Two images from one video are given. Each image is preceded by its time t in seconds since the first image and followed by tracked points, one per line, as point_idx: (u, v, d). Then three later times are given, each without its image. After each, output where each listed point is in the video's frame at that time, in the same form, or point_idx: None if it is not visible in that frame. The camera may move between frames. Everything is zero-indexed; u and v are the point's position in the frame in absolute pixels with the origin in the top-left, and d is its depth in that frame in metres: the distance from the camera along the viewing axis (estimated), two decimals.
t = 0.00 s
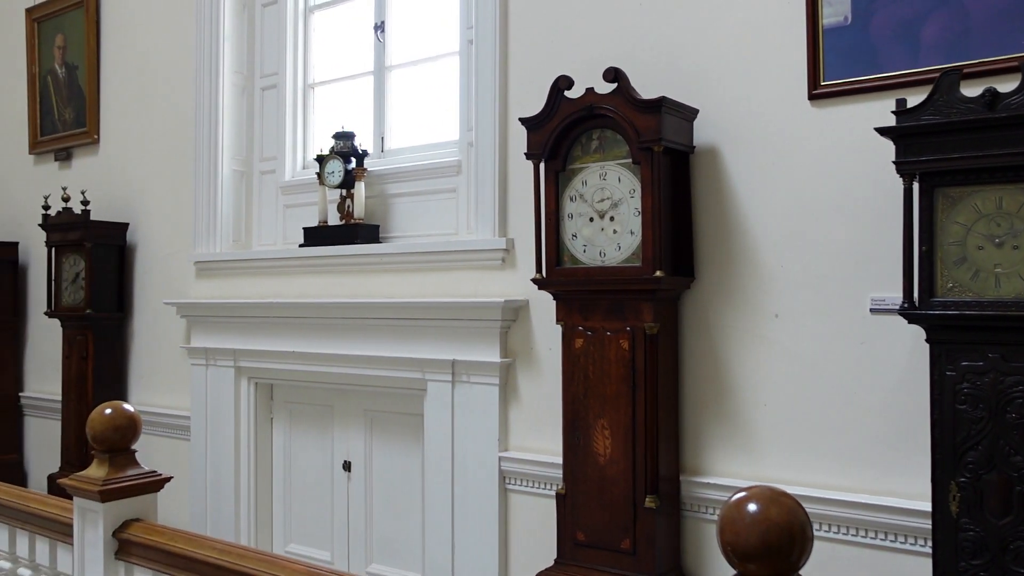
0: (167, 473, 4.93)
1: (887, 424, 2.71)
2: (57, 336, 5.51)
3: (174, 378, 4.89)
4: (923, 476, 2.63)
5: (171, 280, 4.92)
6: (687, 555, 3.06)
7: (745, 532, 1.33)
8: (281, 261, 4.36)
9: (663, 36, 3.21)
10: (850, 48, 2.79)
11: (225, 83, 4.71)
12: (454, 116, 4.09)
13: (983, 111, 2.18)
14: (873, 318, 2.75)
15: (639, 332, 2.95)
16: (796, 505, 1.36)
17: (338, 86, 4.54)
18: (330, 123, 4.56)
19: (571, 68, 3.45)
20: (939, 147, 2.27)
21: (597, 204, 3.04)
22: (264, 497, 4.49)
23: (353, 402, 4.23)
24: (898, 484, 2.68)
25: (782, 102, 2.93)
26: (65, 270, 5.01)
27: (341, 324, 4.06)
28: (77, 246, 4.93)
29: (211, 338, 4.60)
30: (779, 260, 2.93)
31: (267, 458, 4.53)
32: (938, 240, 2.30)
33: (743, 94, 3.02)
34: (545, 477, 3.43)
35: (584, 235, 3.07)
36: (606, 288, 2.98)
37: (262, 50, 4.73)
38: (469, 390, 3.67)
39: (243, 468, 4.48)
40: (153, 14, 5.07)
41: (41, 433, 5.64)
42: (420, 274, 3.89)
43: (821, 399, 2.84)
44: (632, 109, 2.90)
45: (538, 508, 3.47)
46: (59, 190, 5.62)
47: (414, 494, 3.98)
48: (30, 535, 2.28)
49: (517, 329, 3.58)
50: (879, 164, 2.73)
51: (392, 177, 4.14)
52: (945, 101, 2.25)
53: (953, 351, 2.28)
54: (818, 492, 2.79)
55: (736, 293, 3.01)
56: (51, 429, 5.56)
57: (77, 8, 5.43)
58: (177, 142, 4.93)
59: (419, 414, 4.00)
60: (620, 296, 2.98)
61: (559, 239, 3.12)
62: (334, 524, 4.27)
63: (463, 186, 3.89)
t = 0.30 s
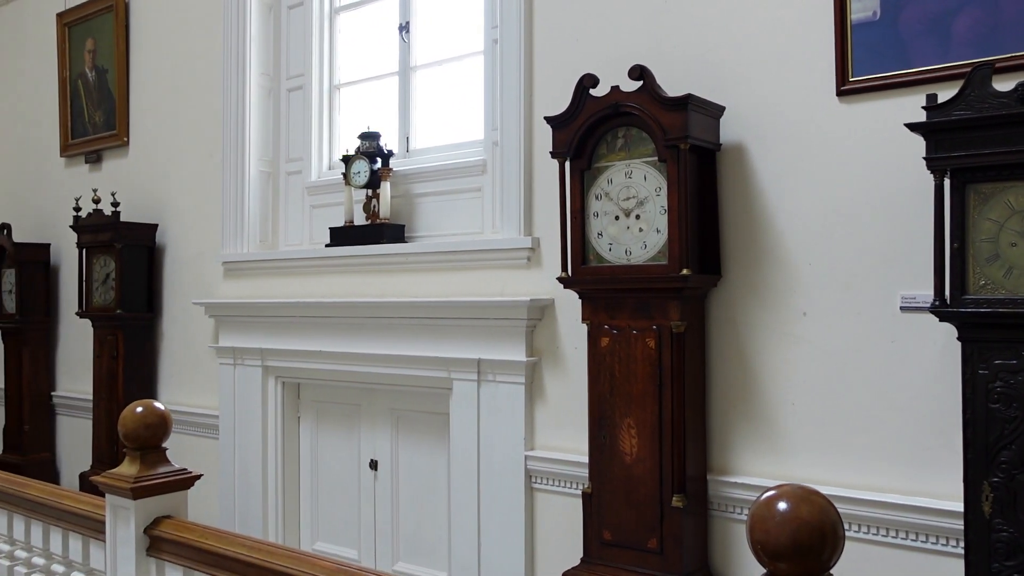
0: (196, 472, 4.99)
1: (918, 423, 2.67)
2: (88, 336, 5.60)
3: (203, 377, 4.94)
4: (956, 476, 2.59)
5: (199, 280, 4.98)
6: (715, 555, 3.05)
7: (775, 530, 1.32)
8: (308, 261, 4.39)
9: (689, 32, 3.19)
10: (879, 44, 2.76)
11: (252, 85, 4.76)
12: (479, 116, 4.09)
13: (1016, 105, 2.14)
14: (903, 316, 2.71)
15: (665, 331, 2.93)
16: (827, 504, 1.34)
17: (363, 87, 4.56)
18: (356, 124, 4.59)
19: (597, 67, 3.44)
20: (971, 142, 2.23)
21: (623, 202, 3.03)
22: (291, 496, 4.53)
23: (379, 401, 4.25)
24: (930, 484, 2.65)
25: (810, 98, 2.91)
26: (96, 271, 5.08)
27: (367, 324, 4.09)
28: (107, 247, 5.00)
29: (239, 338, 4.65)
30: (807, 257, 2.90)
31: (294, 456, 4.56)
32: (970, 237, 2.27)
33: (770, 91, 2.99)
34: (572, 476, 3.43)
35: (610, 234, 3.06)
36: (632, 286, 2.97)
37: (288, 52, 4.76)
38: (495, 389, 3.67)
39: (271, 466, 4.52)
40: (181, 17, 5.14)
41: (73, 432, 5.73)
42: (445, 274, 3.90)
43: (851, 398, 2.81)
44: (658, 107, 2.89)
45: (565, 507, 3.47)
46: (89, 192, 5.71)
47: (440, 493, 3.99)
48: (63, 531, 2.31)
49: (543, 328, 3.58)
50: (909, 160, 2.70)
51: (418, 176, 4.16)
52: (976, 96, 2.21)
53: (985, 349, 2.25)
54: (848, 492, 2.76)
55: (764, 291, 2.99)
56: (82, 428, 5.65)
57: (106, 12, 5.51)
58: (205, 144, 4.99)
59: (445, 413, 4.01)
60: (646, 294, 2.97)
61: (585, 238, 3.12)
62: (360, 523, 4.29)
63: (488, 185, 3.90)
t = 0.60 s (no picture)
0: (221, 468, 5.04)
1: (943, 420, 2.64)
2: (114, 334, 5.67)
3: (227, 375, 4.99)
4: (983, 473, 2.56)
5: (223, 279, 5.02)
6: (738, 552, 3.03)
7: (798, 526, 1.31)
8: (329, 259, 4.42)
9: (710, 27, 3.17)
10: (903, 36, 2.72)
11: (273, 85, 4.79)
12: (499, 113, 4.10)
13: None
14: (928, 311, 2.68)
15: (687, 327, 2.92)
16: (850, 499, 1.33)
17: (383, 86, 4.58)
18: (376, 122, 4.60)
19: (617, 62, 3.43)
20: (996, 135, 2.20)
21: (644, 198, 3.02)
22: (315, 493, 4.56)
23: (401, 398, 4.26)
24: (956, 481, 2.61)
25: (833, 91, 2.88)
26: (121, 270, 5.15)
27: (389, 321, 4.10)
28: (132, 247, 5.06)
29: (262, 336, 4.68)
30: (830, 252, 2.87)
31: (317, 453, 4.59)
32: (996, 230, 2.24)
33: (792, 85, 2.97)
34: (593, 473, 3.42)
35: (631, 230, 3.06)
36: (653, 282, 2.96)
37: (309, 51, 4.79)
38: (516, 386, 3.67)
39: (294, 463, 4.55)
40: (203, 19, 5.18)
41: (100, 429, 5.80)
42: (466, 271, 3.91)
43: (875, 394, 2.78)
44: (678, 102, 2.87)
45: (586, 504, 3.47)
46: (114, 192, 5.78)
47: (462, 490, 4.01)
48: (90, 527, 2.35)
49: (564, 324, 3.57)
50: (934, 153, 2.67)
51: (438, 174, 4.17)
52: (1002, 87, 2.17)
53: (1012, 344, 2.22)
54: (872, 488, 2.73)
55: (787, 286, 2.96)
56: (109, 425, 5.72)
57: (130, 14, 5.57)
58: (228, 144, 5.03)
59: (466, 410, 4.02)
60: (668, 290, 2.95)
61: (606, 234, 3.11)
62: (383, 519, 4.31)
63: (509, 182, 3.90)
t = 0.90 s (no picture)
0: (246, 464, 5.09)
1: (970, 416, 2.61)
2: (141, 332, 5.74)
3: (251, 371, 5.03)
4: (1011, 470, 2.53)
5: (247, 277, 5.07)
6: (762, 549, 3.01)
7: (821, 522, 1.30)
8: (352, 256, 4.44)
9: (732, 20, 3.14)
10: (928, 27, 2.69)
11: (296, 84, 4.82)
12: (520, 109, 4.09)
13: None
14: (955, 306, 2.65)
15: (710, 323, 2.90)
16: (874, 496, 1.32)
17: (405, 83, 4.59)
18: (398, 119, 4.62)
19: (638, 56, 3.41)
20: None
21: (666, 193, 3.01)
22: (339, 489, 4.59)
23: (424, 394, 4.28)
24: (983, 477, 2.58)
25: (857, 84, 2.85)
26: (148, 268, 5.21)
27: (411, 318, 4.12)
28: (158, 245, 5.12)
29: (286, 333, 4.72)
30: (855, 247, 2.84)
31: (341, 449, 4.62)
32: None
33: (815, 78, 2.94)
34: (616, 469, 3.42)
35: (652, 225, 3.04)
36: (675, 278, 2.95)
37: (332, 50, 4.82)
38: (539, 382, 3.68)
39: (319, 459, 4.59)
40: (226, 18, 5.22)
41: (128, 425, 5.88)
42: (488, 267, 3.92)
43: (900, 390, 2.75)
44: (700, 96, 2.85)
45: (609, 499, 3.47)
46: (140, 191, 5.84)
47: (485, 486, 4.02)
48: (119, 522, 2.38)
49: (586, 320, 3.57)
50: (960, 145, 2.63)
51: (460, 171, 4.18)
52: None
53: None
54: (898, 485, 2.70)
55: (811, 281, 2.94)
56: (137, 422, 5.80)
57: (154, 14, 5.63)
58: (251, 142, 5.07)
59: (489, 406, 4.03)
60: (690, 286, 2.94)
61: (627, 229, 3.10)
62: (407, 515, 4.34)
63: (530, 178, 3.89)
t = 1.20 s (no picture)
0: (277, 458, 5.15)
1: (1006, 414, 2.56)
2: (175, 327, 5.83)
3: (283, 366, 5.09)
4: None
5: (278, 273, 5.12)
6: (792, 547, 2.98)
7: (849, 522, 1.29)
8: (381, 252, 4.47)
9: (761, 13, 3.11)
10: (963, 18, 2.64)
11: (326, 81, 4.86)
12: (549, 104, 4.08)
13: None
14: (990, 302, 2.60)
15: (739, 319, 2.88)
16: (903, 495, 1.30)
17: (434, 79, 4.60)
18: (427, 116, 4.64)
19: (666, 51, 3.39)
20: None
21: (695, 188, 2.99)
22: (369, 484, 4.63)
23: (453, 389, 4.30)
24: (1018, 477, 2.53)
25: (889, 77, 2.80)
26: (181, 264, 5.28)
27: (439, 313, 4.14)
28: (191, 241, 5.19)
29: (316, 328, 4.76)
30: (887, 242, 2.80)
31: (371, 444, 4.66)
32: None
33: (846, 71, 2.90)
34: (644, 466, 3.41)
35: (681, 221, 3.02)
36: (704, 274, 2.93)
37: (361, 46, 4.84)
38: (567, 378, 3.67)
39: (349, 454, 4.63)
40: (257, 16, 5.27)
41: (162, 419, 5.98)
42: (516, 263, 3.92)
43: (934, 387, 2.71)
44: (729, 90, 2.83)
45: (637, 496, 3.46)
46: (173, 188, 5.93)
47: (514, 481, 4.03)
48: (152, 514, 2.42)
49: (615, 316, 3.56)
50: (996, 138, 2.58)
51: (488, 167, 4.18)
52: None
53: None
54: (931, 484, 2.66)
55: (842, 277, 2.90)
56: (171, 415, 5.89)
57: (186, 13, 5.70)
58: (282, 140, 5.12)
59: (517, 402, 4.04)
60: (719, 281, 2.92)
61: (656, 225, 3.08)
62: (436, 510, 4.36)
63: (559, 174, 3.89)
